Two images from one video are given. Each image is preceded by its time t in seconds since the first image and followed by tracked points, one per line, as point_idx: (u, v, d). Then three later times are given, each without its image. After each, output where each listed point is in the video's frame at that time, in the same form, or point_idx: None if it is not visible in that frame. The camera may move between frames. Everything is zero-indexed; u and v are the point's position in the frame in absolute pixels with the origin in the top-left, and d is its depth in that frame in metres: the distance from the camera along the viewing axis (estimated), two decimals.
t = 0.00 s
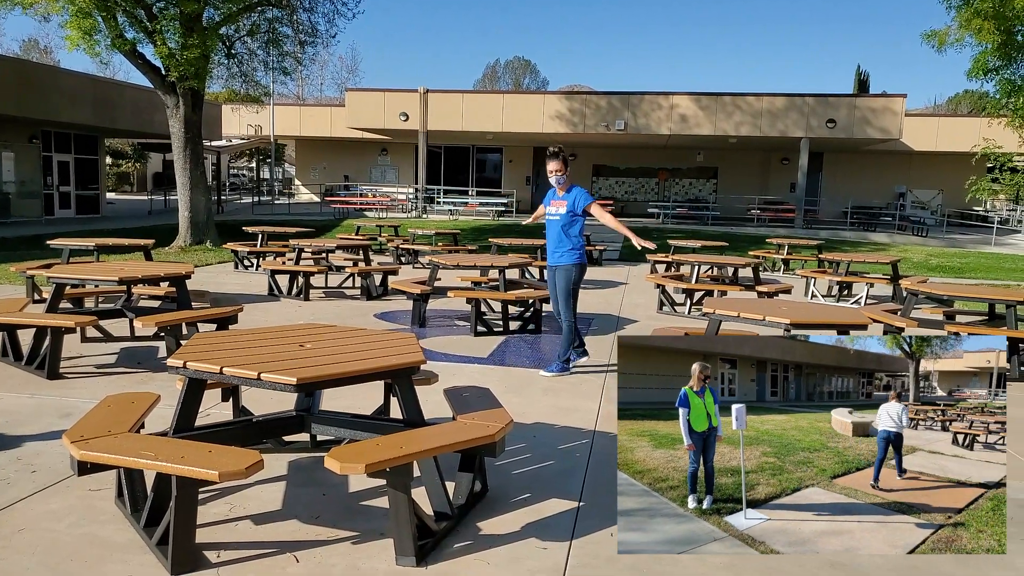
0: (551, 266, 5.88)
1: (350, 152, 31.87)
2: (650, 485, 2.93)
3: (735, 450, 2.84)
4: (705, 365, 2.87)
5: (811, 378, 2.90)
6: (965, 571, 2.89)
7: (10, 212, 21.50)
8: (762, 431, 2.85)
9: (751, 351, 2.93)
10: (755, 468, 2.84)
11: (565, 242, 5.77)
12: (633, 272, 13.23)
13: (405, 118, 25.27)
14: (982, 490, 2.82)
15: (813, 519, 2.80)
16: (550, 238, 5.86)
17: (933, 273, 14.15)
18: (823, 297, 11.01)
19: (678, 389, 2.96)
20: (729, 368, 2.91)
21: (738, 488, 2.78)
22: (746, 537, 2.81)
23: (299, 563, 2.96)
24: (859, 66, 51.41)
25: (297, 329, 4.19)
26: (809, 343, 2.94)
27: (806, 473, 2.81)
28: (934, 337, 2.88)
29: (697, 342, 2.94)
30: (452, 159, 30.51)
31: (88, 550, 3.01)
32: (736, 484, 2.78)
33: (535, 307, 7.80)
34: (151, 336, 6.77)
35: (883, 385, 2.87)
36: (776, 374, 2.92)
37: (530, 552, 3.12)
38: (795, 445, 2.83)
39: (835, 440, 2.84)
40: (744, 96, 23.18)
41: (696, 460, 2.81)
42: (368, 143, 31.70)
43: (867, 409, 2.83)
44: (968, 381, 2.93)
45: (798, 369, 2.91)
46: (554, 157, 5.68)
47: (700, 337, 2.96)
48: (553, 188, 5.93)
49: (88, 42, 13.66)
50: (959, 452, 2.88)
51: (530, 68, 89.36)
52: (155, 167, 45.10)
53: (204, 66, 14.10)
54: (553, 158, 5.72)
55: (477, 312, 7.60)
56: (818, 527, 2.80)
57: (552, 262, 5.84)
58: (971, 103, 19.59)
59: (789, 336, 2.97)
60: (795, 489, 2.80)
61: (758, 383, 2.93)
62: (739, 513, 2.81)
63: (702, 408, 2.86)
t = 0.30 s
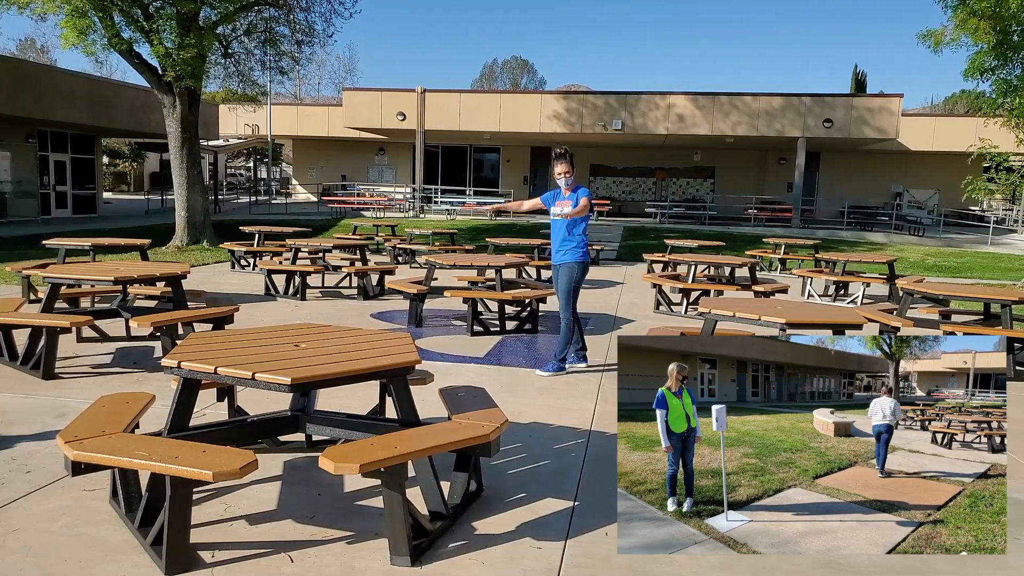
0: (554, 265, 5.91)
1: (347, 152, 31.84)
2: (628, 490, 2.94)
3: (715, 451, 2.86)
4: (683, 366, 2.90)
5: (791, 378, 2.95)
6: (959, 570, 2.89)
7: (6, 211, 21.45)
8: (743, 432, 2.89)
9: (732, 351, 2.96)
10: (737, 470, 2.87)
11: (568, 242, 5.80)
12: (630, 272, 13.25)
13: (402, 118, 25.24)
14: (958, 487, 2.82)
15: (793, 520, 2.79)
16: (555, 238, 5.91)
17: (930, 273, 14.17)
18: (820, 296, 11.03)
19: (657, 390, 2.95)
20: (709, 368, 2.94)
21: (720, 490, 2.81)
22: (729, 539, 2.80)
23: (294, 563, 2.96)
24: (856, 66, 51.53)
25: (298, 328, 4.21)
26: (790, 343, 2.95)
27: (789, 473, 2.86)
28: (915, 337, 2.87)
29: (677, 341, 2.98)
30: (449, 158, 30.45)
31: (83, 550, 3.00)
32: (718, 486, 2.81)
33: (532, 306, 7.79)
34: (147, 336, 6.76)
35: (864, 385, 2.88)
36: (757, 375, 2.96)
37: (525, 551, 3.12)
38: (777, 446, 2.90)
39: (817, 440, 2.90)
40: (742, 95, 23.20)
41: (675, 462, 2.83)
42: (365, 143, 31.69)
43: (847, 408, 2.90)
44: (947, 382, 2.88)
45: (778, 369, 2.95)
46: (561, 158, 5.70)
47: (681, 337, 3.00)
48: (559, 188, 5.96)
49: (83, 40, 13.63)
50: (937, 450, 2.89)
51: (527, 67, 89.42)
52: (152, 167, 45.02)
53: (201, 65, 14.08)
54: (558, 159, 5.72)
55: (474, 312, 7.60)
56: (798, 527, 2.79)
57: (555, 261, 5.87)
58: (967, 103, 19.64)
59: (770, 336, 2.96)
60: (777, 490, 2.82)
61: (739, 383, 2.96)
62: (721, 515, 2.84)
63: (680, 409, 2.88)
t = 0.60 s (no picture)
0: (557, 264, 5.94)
1: (346, 150, 31.84)
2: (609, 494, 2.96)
3: (698, 453, 2.87)
4: (663, 367, 2.89)
5: (775, 379, 2.88)
6: (951, 570, 2.91)
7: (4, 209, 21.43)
8: (725, 433, 2.86)
9: (713, 351, 2.88)
10: (720, 472, 2.85)
11: (572, 242, 5.82)
12: (628, 271, 13.27)
13: (400, 116, 25.23)
14: (940, 486, 2.80)
15: (778, 521, 2.78)
16: (559, 238, 5.93)
17: (927, 272, 14.20)
18: (818, 295, 11.04)
19: (637, 390, 2.94)
20: (690, 368, 2.90)
21: (703, 492, 2.81)
22: (712, 541, 2.80)
23: (289, 562, 2.97)
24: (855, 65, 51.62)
25: (292, 327, 4.22)
26: (773, 343, 2.91)
27: (772, 474, 2.83)
28: (897, 338, 2.85)
29: (660, 342, 2.97)
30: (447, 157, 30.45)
31: (78, 549, 3.00)
32: (700, 488, 2.82)
33: (530, 305, 7.79)
34: (144, 334, 6.77)
35: (847, 386, 2.87)
36: (740, 375, 2.90)
37: (521, 550, 3.13)
38: (760, 447, 2.85)
39: (801, 441, 2.86)
40: (740, 94, 23.20)
41: (657, 465, 2.85)
42: (364, 141, 31.69)
43: (831, 410, 2.86)
44: (928, 382, 2.83)
45: (762, 369, 2.89)
46: (568, 158, 5.78)
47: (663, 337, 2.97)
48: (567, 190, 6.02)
49: (80, 38, 13.62)
50: (919, 451, 2.84)
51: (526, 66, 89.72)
52: (151, 165, 45.00)
53: (199, 64, 14.06)
54: (567, 159, 5.80)
55: (471, 310, 7.59)
56: (783, 528, 2.78)
57: (558, 260, 5.89)
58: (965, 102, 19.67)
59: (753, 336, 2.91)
60: (760, 491, 2.80)
61: (720, 384, 2.91)
62: (704, 517, 2.83)
63: (661, 410, 2.88)
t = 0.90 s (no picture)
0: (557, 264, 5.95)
1: (344, 150, 31.82)
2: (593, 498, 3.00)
3: (680, 455, 2.92)
4: (644, 367, 2.97)
5: (761, 379, 2.92)
6: (945, 569, 2.93)
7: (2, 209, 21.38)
8: (709, 435, 2.89)
9: (697, 352, 2.93)
10: (704, 473, 2.88)
11: (573, 242, 5.82)
12: (626, 271, 13.27)
13: (399, 116, 25.22)
14: (923, 485, 2.81)
15: (763, 523, 2.80)
16: (560, 238, 5.95)
17: (924, 271, 14.21)
18: (815, 295, 11.04)
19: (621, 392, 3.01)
20: (674, 369, 2.96)
21: (687, 494, 2.85)
22: (695, 544, 2.82)
23: (284, 561, 2.97)
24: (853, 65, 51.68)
25: (294, 326, 4.27)
26: (757, 344, 2.95)
27: (758, 475, 2.85)
28: (882, 338, 2.82)
29: (646, 342, 3.05)
30: (446, 157, 30.45)
31: (75, 549, 3.01)
32: (684, 490, 2.86)
33: (527, 305, 7.80)
34: (141, 334, 6.77)
35: (833, 387, 2.86)
36: (725, 375, 2.94)
37: (516, 549, 3.14)
38: (745, 448, 2.87)
39: (787, 441, 2.87)
40: (738, 94, 23.21)
41: (638, 467, 2.92)
42: (362, 141, 31.67)
43: (817, 410, 2.87)
44: (912, 383, 2.82)
45: (747, 370, 2.93)
46: (573, 158, 5.81)
47: (648, 337, 3.06)
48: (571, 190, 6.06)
49: (77, 37, 13.61)
50: (904, 451, 2.84)
51: (524, 66, 89.81)
52: (149, 164, 44.96)
53: (196, 63, 14.04)
54: (570, 159, 5.83)
55: (469, 310, 7.60)
56: (768, 530, 2.79)
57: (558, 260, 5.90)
58: (963, 101, 19.70)
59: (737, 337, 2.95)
60: (745, 493, 2.83)
61: (705, 385, 2.96)
62: (687, 520, 2.86)
63: (643, 411, 2.94)
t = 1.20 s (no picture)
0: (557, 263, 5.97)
1: (343, 149, 31.82)
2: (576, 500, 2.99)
3: (665, 457, 2.91)
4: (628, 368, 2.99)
5: (747, 380, 2.96)
6: (939, 567, 2.94)
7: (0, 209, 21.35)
8: (695, 436, 2.92)
9: (684, 352, 2.97)
10: (689, 476, 2.88)
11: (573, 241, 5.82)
12: (624, 270, 13.28)
13: (397, 115, 25.21)
14: (909, 485, 2.82)
15: (748, 524, 2.77)
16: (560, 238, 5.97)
17: (922, 270, 14.24)
18: (813, 294, 11.05)
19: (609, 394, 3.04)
20: (659, 369, 2.99)
21: (670, 497, 2.84)
22: (678, 547, 2.80)
23: (281, 559, 2.97)
24: (852, 64, 51.74)
25: (288, 323, 4.28)
26: (745, 344, 2.96)
27: (744, 477, 2.87)
28: (868, 339, 2.89)
29: (628, 341, 3.05)
30: (445, 156, 30.45)
31: (72, 547, 3.01)
32: (667, 494, 2.86)
33: (525, 304, 7.81)
34: (139, 333, 6.77)
35: (820, 387, 2.94)
36: (711, 376, 2.98)
37: (512, 547, 3.14)
38: (731, 449, 2.92)
39: (774, 442, 2.92)
40: (736, 93, 23.22)
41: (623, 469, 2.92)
42: (361, 141, 31.67)
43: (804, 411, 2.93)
44: (898, 384, 2.89)
45: (733, 370, 2.97)
46: (572, 158, 5.84)
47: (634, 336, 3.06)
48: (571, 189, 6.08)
49: (75, 37, 13.62)
50: (890, 451, 2.86)
51: (523, 66, 89.92)
52: (148, 164, 44.93)
53: (194, 63, 14.03)
54: (569, 159, 5.86)
55: (467, 310, 7.62)
56: (753, 532, 2.76)
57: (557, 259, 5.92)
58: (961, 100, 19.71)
59: (723, 338, 2.97)
60: (732, 495, 2.84)
61: (691, 385, 2.99)
62: (672, 524, 2.84)
63: (628, 412, 2.95)
